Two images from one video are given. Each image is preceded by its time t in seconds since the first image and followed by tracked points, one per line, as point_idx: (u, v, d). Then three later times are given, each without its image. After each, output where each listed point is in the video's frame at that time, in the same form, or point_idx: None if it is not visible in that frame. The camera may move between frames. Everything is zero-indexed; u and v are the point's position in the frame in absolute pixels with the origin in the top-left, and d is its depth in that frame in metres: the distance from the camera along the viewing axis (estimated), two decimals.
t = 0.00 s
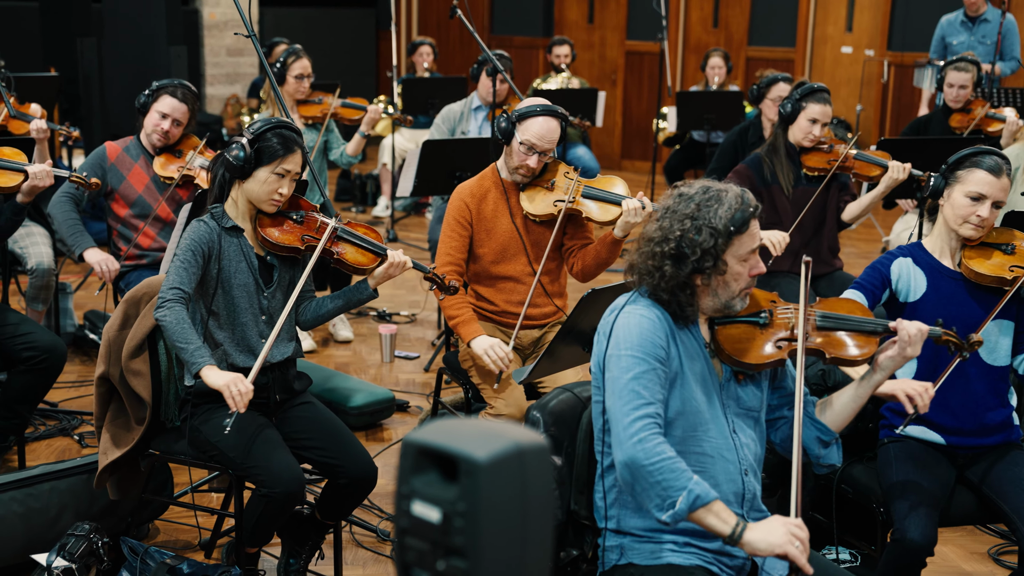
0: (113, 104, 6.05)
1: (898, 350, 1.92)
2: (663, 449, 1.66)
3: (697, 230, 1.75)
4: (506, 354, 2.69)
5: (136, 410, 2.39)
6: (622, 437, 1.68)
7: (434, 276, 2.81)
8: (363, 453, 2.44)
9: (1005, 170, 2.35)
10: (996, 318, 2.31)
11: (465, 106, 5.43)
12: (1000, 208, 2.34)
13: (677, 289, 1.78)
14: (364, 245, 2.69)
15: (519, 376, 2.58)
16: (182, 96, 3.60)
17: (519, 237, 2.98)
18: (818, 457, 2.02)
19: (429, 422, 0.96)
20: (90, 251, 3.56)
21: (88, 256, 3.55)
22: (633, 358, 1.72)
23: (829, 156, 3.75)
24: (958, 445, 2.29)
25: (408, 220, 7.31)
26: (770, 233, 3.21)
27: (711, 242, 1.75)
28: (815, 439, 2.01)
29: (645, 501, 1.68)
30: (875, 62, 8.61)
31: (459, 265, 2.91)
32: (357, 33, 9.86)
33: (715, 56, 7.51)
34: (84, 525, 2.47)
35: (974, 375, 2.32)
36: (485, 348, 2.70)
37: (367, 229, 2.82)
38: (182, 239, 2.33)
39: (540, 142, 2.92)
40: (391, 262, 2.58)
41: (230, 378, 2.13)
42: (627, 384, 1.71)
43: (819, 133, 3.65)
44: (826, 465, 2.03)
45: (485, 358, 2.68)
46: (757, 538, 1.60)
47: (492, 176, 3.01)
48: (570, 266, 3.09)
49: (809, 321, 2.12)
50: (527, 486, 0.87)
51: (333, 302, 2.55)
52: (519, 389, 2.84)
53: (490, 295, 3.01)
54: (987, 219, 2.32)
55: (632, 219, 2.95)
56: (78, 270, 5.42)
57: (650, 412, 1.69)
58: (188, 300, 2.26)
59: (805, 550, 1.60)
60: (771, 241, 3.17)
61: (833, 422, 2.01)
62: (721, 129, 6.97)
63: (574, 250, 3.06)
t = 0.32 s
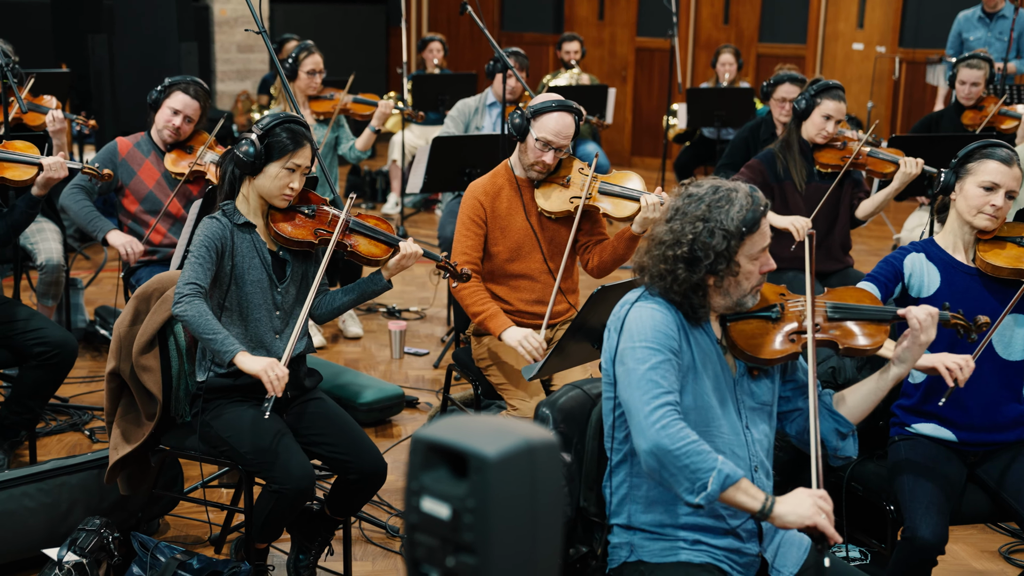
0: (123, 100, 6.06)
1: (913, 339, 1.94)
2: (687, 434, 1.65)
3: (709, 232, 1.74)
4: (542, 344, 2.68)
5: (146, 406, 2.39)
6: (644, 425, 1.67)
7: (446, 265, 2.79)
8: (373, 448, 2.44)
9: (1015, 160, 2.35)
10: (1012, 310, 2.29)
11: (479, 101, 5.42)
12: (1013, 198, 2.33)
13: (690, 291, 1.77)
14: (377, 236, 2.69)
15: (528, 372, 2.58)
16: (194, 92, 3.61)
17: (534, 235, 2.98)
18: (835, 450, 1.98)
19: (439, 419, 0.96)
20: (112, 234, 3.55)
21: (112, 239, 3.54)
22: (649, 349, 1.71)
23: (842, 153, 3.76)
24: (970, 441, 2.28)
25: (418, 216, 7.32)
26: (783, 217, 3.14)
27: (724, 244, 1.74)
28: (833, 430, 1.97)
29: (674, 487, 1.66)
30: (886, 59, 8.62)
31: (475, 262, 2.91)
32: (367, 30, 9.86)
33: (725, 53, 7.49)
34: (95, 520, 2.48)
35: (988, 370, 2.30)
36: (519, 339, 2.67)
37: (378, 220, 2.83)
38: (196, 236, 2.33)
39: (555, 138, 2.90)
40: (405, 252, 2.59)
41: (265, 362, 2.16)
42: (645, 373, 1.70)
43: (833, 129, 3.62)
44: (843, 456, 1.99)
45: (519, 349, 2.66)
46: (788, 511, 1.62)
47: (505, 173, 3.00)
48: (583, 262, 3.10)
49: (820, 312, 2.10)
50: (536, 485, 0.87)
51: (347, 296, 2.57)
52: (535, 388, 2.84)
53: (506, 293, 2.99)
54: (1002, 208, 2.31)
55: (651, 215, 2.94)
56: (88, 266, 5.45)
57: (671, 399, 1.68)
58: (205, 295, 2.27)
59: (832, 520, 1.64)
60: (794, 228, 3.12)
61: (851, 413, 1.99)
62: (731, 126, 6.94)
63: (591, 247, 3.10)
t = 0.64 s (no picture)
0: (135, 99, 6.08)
1: (926, 335, 1.92)
2: (711, 421, 1.64)
3: (723, 233, 1.74)
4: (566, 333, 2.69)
5: (158, 404, 2.39)
6: (666, 414, 1.66)
7: (456, 258, 2.80)
8: (383, 446, 2.44)
9: None
10: None
11: (490, 100, 5.42)
12: None
13: (704, 291, 1.77)
14: (387, 232, 2.69)
15: (540, 372, 2.57)
16: (206, 91, 3.61)
17: (546, 234, 2.98)
18: (852, 447, 1.96)
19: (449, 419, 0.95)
20: (134, 224, 3.59)
21: (134, 230, 3.57)
22: (666, 342, 1.71)
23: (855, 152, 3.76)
24: (982, 441, 2.26)
25: (429, 215, 7.32)
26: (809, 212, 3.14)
27: (738, 245, 1.73)
28: (850, 426, 1.96)
29: (702, 474, 1.65)
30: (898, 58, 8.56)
31: (488, 261, 2.90)
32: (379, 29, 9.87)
33: (737, 51, 7.46)
34: (106, 517, 2.49)
35: (1001, 369, 2.28)
36: (545, 328, 2.68)
37: (386, 216, 2.83)
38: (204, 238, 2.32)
39: (568, 136, 2.89)
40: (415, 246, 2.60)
41: (294, 351, 2.18)
42: (665, 364, 1.69)
43: (846, 127, 3.60)
44: (860, 454, 1.97)
45: (546, 339, 2.66)
46: (815, 489, 1.60)
47: (517, 172, 2.99)
48: (595, 259, 3.10)
49: (834, 309, 2.09)
50: (548, 483, 0.87)
51: (359, 290, 2.57)
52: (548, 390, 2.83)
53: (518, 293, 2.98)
54: (1017, 204, 2.30)
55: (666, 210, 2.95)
56: (101, 264, 5.47)
57: (692, 388, 1.67)
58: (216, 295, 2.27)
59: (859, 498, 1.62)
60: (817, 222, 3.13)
61: (867, 410, 1.99)
62: (743, 125, 6.91)
63: (603, 245, 3.10)
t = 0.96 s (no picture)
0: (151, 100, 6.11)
1: (945, 338, 1.91)
2: (737, 411, 1.64)
3: (739, 234, 1.73)
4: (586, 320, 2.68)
5: (172, 404, 2.40)
6: (691, 406, 1.65)
7: (466, 255, 2.80)
8: (395, 447, 2.43)
9: None
10: None
11: (501, 102, 5.42)
12: None
13: (720, 291, 1.76)
14: (396, 231, 2.69)
15: (553, 373, 2.56)
16: (221, 93, 3.63)
17: (559, 234, 2.97)
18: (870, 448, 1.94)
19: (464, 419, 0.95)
20: (158, 219, 3.61)
21: (158, 224, 3.59)
22: (687, 338, 1.70)
23: (871, 153, 3.74)
24: (997, 444, 2.24)
25: (443, 216, 7.32)
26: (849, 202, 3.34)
27: (755, 246, 1.72)
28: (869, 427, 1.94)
29: (731, 464, 1.64)
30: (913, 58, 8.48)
31: (501, 260, 2.90)
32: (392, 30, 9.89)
33: (751, 52, 7.43)
34: (121, 517, 2.50)
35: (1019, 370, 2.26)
36: (565, 318, 2.67)
37: (395, 215, 2.84)
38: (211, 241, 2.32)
39: (578, 134, 2.89)
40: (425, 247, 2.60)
41: (314, 342, 2.22)
42: (687, 359, 1.68)
43: (861, 128, 3.58)
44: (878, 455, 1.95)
45: (566, 327, 2.66)
46: (843, 469, 1.61)
47: (529, 173, 2.99)
48: (608, 259, 3.09)
49: (852, 309, 2.08)
50: (561, 483, 0.86)
51: (370, 290, 2.59)
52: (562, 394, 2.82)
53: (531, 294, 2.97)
54: None
55: (677, 207, 2.93)
56: (116, 264, 5.50)
57: (715, 381, 1.67)
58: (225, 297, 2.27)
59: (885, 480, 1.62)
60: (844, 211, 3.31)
61: (886, 411, 1.98)
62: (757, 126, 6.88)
63: (616, 245, 3.08)
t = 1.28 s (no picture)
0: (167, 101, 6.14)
1: (969, 337, 1.89)
2: (759, 402, 1.63)
3: (756, 235, 1.71)
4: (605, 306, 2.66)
5: (188, 404, 2.42)
6: (711, 401, 1.64)
7: (477, 256, 2.81)
8: (410, 448, 2.43)
9: None
10: None
11: (513, 104, 5.40)
12: None
13: (737, 293, 1.74)
14: (407, 232, 2.68)
15: (568, 374, 2.55)
16: (238, 94, 3.64)
17: (571, 233, 2.96)
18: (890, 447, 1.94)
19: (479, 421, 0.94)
20: (182, 212, 3.61)
21: (182, 218, 3.59)
22: (704, 336, 1.70)
23: (887, 154, 3.72)
24: (1015, 447, 2.21)
25: (458, 217, 7.33)
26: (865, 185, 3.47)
27: (771, 247, 1.71)
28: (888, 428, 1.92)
29: (756, 454, 1.63)
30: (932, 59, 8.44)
31: (516, 259, 2.89)
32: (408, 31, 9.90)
33: (767, 53, 7.39)
34: (138, 517, 2.50)
35: None
36: (582, 304, 2.64)
37: (405, 215, 2.83)
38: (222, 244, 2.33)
39: (589, 132, 2.89)
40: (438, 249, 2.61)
41: (331, 331, 2.20)
42: (705, 355, 1.68)
43: (877, 129, 3.56)
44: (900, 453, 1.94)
45: (583, 313, 2.63)
46: (865, 449, 1.61)
47: (541, 173, 2.99)
48: (621, 258, 3.07)
49: (870, 310, 2.06)
50: (576, 484, 0.85)
51: (381, 290, 2.60)
52: (576, 391, 2.80)
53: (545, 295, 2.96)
54: None
55: (689, 202, 2.91)
56: (132, 265, 5.54)
57: (735, 375, 1.66)
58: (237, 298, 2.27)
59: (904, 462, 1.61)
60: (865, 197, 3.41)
61: (907, 411, 1.95)
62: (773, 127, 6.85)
63: (629, 244, 3.05)
